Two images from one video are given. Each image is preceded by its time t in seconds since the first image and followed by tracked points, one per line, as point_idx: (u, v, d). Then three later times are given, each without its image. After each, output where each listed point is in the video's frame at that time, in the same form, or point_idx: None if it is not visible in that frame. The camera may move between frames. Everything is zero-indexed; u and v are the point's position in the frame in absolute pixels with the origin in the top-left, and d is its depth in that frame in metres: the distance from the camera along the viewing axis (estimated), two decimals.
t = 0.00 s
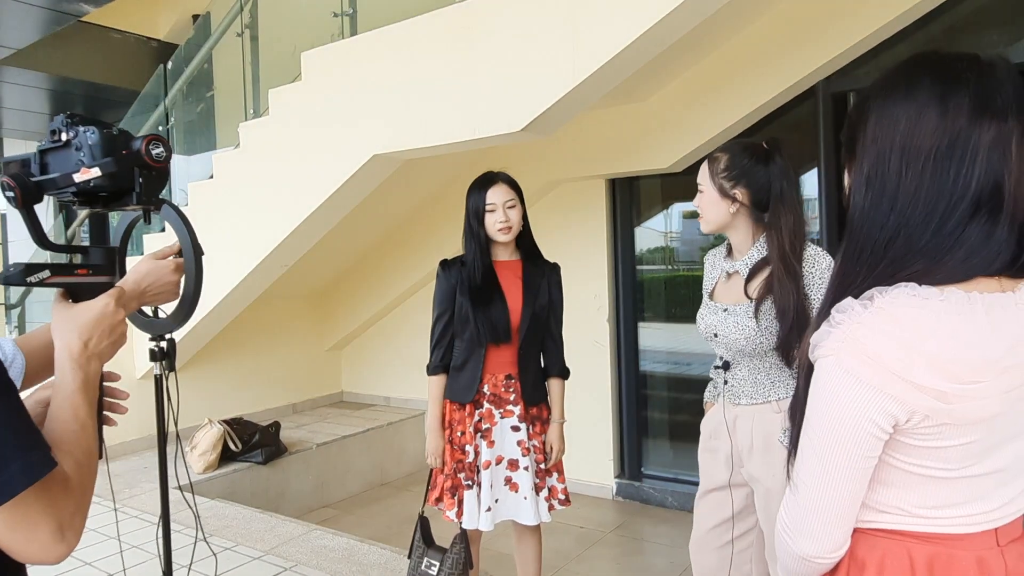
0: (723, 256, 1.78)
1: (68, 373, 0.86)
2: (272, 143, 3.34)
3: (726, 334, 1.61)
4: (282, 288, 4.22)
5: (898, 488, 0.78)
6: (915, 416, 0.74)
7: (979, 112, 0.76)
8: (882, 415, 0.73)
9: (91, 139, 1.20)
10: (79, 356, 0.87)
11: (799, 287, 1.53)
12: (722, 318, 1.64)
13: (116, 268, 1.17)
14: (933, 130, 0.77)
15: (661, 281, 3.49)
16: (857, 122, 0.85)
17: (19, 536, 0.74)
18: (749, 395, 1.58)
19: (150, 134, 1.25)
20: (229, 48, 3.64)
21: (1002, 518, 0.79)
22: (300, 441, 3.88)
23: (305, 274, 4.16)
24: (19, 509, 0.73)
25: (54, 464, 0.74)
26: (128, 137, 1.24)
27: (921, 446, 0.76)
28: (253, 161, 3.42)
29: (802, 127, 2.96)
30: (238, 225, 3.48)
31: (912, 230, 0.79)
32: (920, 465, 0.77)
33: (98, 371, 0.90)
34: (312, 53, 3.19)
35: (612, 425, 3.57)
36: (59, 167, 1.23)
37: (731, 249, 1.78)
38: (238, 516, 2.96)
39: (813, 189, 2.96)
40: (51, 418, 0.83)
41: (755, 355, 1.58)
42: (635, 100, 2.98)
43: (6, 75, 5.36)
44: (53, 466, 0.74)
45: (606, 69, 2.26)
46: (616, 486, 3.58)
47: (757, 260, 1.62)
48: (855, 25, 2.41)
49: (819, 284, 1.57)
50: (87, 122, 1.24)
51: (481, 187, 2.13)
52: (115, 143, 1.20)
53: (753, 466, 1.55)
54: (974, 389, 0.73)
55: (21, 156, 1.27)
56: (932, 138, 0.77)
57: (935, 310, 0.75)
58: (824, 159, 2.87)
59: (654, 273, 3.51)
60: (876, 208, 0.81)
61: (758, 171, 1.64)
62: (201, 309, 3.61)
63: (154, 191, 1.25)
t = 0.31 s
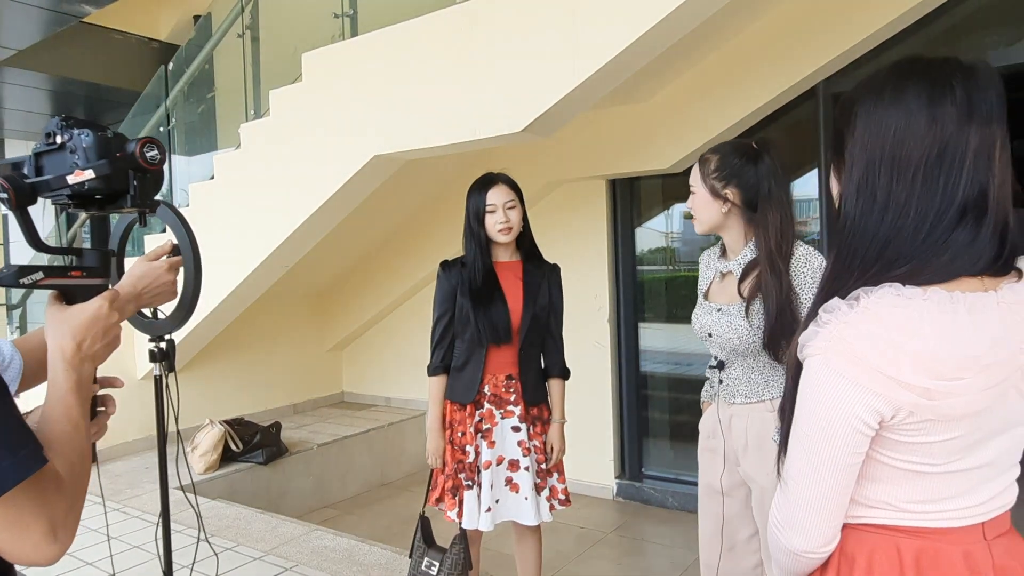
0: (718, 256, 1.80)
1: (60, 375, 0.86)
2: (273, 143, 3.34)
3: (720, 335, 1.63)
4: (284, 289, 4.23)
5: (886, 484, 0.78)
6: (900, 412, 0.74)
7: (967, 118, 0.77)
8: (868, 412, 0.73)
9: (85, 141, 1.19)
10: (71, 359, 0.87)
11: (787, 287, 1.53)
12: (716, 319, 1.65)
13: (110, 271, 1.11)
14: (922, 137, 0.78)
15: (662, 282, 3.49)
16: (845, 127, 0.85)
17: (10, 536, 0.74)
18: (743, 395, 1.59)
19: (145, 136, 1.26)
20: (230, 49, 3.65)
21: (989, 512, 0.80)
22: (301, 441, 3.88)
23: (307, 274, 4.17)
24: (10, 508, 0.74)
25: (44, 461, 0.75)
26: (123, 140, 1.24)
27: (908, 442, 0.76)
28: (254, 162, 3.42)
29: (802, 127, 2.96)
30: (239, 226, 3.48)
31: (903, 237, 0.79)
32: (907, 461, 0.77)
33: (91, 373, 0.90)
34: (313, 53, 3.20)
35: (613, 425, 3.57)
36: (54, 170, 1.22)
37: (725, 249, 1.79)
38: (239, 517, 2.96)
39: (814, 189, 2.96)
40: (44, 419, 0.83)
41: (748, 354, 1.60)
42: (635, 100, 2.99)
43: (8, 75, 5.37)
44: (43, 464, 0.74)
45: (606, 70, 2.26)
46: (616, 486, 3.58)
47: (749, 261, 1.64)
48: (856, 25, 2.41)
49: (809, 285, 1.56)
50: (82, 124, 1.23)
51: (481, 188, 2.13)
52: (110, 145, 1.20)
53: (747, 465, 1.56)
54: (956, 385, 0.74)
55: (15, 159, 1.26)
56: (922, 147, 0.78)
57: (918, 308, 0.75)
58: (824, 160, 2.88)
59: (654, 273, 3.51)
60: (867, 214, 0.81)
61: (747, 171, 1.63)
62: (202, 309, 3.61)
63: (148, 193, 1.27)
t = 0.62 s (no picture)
0: (717, 258, 1.79)
1: (53, 376, 0.86)
2: (274, 142, 3.34)
3: (715, 336, 1.64)
4: (285, 288, 4.23)
5: (880, 482, 0.78)
6: (892, 410, 0.74)
7: (958, 120, 0.77)
8: (861, 410, 0.73)
9: (81, 143, 1.19)
10: (64, 360, 0.87)
11: (771, 292, 1.52)
12: (712, 320, 1.65)
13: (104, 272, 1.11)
14: (913, 139, 0.78)
15: (663, 281, 3.49)
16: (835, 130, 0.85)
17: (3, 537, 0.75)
18: (741, 394, 1.59)
19: (141, 137, 1.26)
20: (231, 49, 3.65)
21: (983, 510, 0.80)
22: (302, 440, 3.89)
23: (308, 273, 4.17)
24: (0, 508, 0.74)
25: (33, 461, 0.75)
26: (119, 141, 1.24)
27: (902, 440, 0.76)
28: (255, 161, 3.43)
29: (803, 126, 2.95)
30: (240, 226, 3.48)
31: (895, 239, 0.79)
32: (900, 459, 0.77)
33: (84, 373, 0.90)
34: (313, 53, 3.20)
35: (613, 425, 3.57)
36: (50, 170, 1.23)
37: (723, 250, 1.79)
38: (240, 516, 2.96)
39: (814, 189, 2.96)
40: (37, 420, 0.84)
41: (742, 355, 1.60)
42: (636, 100, 2.98)
43: (10, 75, 5.38)
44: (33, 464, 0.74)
45: (606, 70, 2.26)
46: (617, 486, 3.58)
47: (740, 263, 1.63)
48: (856, 25, 2.41)
49: (795, 289, 1.54)
50: (79, 126, 1.24)
51: (481, 188, 2.13)
52: (105, 147, 1.19)
53: (743, 463, 1.57)
54: (948, 383, 0.73)
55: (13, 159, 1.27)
56: (914, 148, 0.78)
57: (910, 306, 0.75)
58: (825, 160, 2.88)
59: (655, 273, 3.51)
60: (860, 216, 0.81)
61: (741, 171, 1.63)
62: (204, 309, 3.61)
63: (145, 195, 1.26)
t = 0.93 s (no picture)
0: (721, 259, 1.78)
1: (52, 374, 0.85)
2: (276, 142, 3.34)
3: (718, 336, 1.64)
4: (288, 288, 4.23)
5: (887, 484, 0.78)
6: (901, 411, 0.73)
7: (961, 120, 0.77)
8: (869, 410, 0.73)
9: (79, 139, 1.20)
10: (64, 358, 0.86)
11: (768, 293, 1.52)
12: (714, 320, 1.65)
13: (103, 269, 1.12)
14: (917, 139, 0.78)
15: (665, 281, 3.49)
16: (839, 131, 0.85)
17: (5, 535, 0.75)
18: (742, 394, 1.59)
19: (139, 133, 1.26)
20: (234, 49, 3.65)
21: (990, 512, 0.79)
22: (304, 440, 3.89)
23: (311, 273, 4.17)
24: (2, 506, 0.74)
25: (33, 459, 0.75)
26: (117, 137, 1.24)
27: (910, 441, 0.76)
28: (257, 161, 3.43)
29: (805, 126, 2.95)
30: (243, 226, 3.48)
31: (900, 239, 0.79)
32: (908, 461, 0.77)
33: (85, 370, 0.90)
34: (316, 53, 3.20)
35: (616, 425, 3.57)
36: (48, 167, 1.22)
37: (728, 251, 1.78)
38: (243, 516, 2.96)
39: (817, 189, 2.96)
40: (38, 418, 0.83)
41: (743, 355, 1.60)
42: (638, 100, 2.98)
43: (13, 75, 5.38)
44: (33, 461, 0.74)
45: (609, 70, 2.26)
46: (619, 486, 3.57)
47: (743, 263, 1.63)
48: (858, 24, 2.40)
49: (794, 289, 1.53)
50: (77, 122, 1.24)
51: (483, 188, 2.13)
52: (104, 143, 1.20)
53: (743, 462, 1.57)
54: (957, 382, 0.73)
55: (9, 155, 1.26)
56: (918, 149, 0.78)
57: (917, 306, 0.75)
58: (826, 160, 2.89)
59: (658, 273, 3.51)
60: (864, 217, 0.81)
61: (746, 172, 1.63)
62: (206, 309, 3.62)
63: (143, 192, 1.27)
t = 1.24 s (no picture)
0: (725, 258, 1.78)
1: (52, 370, 0.85)
2: (277, 141, 3.34)
3: (722, 334, 1.63)
4: (289, 287, 4.23)
5: (897, 484, 0.77)
6: (913, 408, 0.73)
7: (980, 118, 0.76)
8: (881, 408, 0.73)
9: (76, 135, 1.19)
10: (64, 354, 0.86)
11: (776, 289, 1.52)
12: (719, 318, 1.65)
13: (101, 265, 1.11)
14: (939, 139, 0.77)
15: (666, 281, 3.48)
16: (852, 127, 0.83)
17: (9, 533, 0.75)
18: (747, 392, 1.59)
19: (135, 130, 1.26)
20: (235, 48, 3.65)
21: (998, 512, 0.79)
22: (306, 440, 3.89)
23: (312, 272, 4.17)
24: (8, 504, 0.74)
25: (35, 457, 0.75)
26: (112, 133, 1.23)
27: (920, 440, 0.75)
28: (258, 160, 3.42)
29: (807, 125, 2.95)
30: (244, 225, 3.48)
31: (918, 238, 0.79)
32: (918, 460, 0.76)
33: (84, 366, 0.89)
34: (317, 52, 3.19)
35: (617, 424, 3.56)
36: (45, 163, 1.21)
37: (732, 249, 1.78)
38: (244, 515, 2.96)
39: (818, 188, 2.96)
40: (37, 416, 0.83)
41: (749, 353, 1.59)
42: (639, 98, 2.97)
43: (15, 74, 5.38)
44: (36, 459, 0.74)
45: (609, 69, 2.25)
46: (621, 485, 3.57)
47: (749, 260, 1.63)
48: (860, 23, 2.40)
49: (802, 285, 1.52)
50: (73, 118, 1.23)
51: (485, 188, 2.13)
52: (100, 139, 1.19)
53: (746, 461, 1.56)
54: (967, 378, 0.73)
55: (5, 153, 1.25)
56: (938, 149, 0.77)
57: (928, 302, 0.75)
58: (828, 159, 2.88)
59: (659, 272, 3.50)
60: (884, 217, 0.80)
61: (761, 171, 1.65)
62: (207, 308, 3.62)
63: (139, 188, 1.26)
